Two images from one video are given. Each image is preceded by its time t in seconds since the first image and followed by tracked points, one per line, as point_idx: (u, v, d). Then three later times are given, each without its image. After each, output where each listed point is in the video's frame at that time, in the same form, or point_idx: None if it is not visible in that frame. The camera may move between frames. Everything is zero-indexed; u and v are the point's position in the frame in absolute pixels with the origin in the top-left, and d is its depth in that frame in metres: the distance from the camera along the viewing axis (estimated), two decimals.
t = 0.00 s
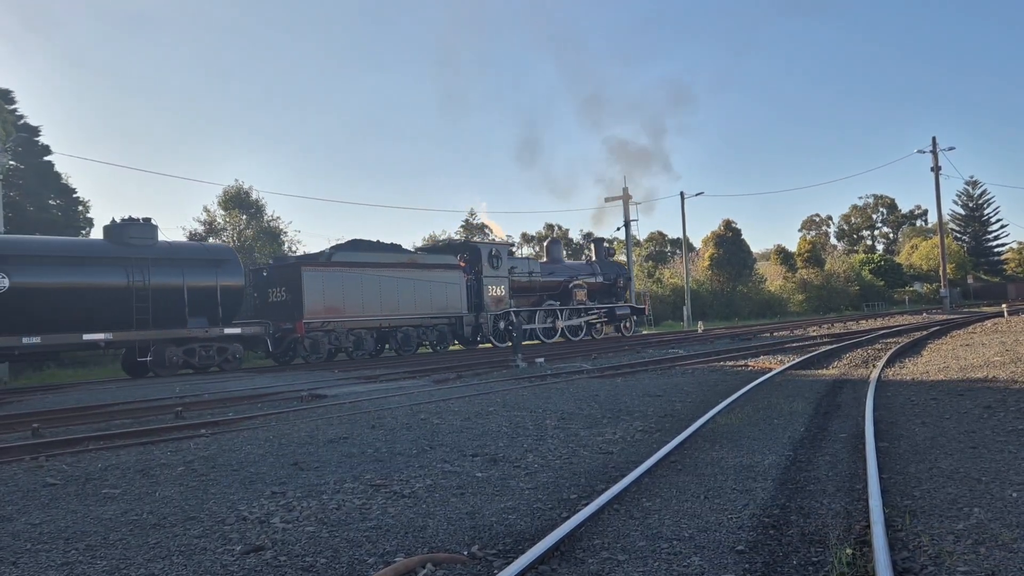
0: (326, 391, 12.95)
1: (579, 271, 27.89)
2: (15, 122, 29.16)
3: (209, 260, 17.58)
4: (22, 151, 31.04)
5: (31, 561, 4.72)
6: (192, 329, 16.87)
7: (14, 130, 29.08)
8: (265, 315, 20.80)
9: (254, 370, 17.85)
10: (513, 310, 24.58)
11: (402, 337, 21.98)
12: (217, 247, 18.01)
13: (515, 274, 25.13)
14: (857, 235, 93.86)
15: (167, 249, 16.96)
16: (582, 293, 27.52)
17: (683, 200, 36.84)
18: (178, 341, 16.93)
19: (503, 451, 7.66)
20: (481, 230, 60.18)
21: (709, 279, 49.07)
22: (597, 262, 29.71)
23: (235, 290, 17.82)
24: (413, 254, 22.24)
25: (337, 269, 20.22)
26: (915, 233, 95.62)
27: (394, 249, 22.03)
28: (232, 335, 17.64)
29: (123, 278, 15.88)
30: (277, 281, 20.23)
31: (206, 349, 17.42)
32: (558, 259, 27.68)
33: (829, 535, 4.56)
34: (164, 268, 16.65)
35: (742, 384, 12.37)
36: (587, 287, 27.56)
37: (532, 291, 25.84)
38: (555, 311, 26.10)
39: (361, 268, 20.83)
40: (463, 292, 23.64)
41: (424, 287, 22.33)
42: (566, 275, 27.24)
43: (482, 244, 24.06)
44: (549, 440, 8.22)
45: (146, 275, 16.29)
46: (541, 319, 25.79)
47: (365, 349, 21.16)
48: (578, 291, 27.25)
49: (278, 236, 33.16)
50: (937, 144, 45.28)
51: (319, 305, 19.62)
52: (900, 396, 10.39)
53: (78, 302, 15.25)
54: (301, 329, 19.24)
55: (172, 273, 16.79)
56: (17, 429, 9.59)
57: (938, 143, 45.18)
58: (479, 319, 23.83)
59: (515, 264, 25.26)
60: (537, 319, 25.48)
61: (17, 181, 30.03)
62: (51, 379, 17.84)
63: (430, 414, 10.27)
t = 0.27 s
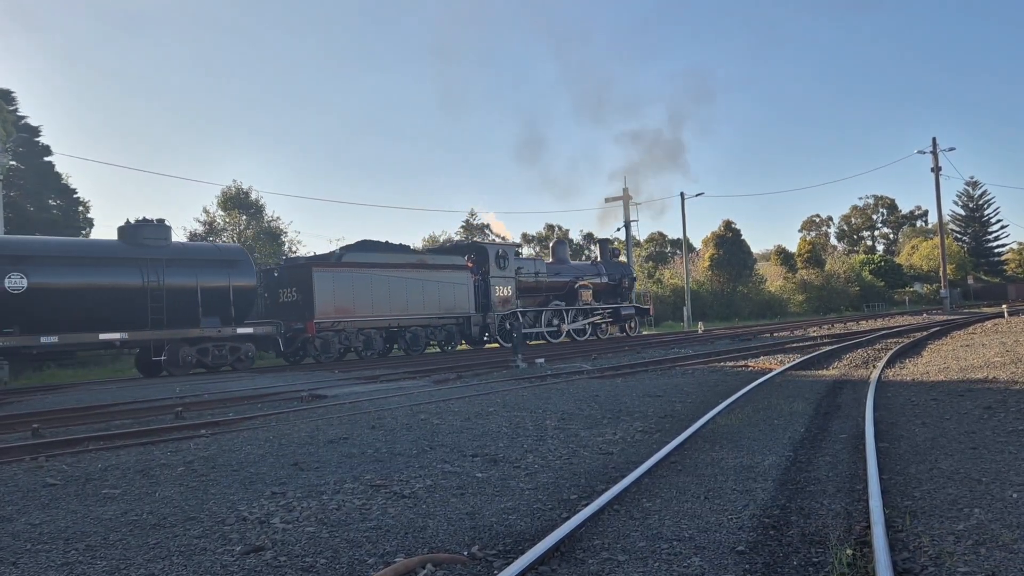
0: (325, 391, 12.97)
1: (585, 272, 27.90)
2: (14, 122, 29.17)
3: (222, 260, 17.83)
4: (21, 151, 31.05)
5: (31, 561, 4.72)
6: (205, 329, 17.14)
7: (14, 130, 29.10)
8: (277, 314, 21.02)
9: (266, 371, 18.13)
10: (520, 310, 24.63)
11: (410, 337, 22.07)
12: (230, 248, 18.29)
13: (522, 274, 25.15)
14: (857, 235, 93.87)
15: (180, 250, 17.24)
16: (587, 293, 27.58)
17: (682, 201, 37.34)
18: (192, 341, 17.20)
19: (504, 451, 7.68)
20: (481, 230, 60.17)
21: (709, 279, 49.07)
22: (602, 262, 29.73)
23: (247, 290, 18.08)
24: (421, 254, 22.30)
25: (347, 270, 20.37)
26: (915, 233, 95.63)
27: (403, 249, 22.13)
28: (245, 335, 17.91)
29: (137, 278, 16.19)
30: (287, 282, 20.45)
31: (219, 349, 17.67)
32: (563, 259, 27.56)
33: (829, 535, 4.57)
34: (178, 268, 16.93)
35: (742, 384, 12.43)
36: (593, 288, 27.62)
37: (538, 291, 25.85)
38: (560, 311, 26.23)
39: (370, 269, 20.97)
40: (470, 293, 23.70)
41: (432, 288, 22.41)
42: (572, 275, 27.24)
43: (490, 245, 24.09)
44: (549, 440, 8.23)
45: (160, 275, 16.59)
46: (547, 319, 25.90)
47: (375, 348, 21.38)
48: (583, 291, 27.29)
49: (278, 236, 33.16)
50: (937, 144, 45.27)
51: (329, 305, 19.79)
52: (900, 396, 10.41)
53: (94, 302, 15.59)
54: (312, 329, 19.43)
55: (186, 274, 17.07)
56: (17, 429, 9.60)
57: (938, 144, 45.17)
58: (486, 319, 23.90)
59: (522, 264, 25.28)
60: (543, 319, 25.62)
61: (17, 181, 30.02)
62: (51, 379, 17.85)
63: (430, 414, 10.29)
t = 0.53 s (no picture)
0: (326, 391, 13.00)
1: (590, 272, 28.07)
2: (15, 123, 29.20)
3: (234, 261, 18.10)
4: (21, 151, 31.07)
5: (31, 562, 4.73)
6: (218, 329, 17.35)
7: (15, 130, 29.13)
8: (287, 314, 21.16)
9: (278, 370, 18.35)
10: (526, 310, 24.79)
11: (419, 336, 22.21)
12: (242, 249, 18.55)
13: (529, 274, 25.31)
14: (857, 236, 93.86)
15: (194, 251, 17.49)
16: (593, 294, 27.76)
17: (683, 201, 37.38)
18: (205, 341, 17.40)
19: (504, 451, 7.68)
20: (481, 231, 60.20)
21: (709, 280, 49.10)
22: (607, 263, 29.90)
23: (259, 290, 18.31)
24: (430, 255, 22.47)
25: (357, 270, 20.47)
26: (915, 233, 95.61)
27: (412, 250, 22.26)
28: (257, 335, 18.11)
29: (152, 278, 16.43)
30: (298, 282, 20.57)
31: (232, 348, 17.87)
32: (569, 260, 27.78)
33: (829, 535, 4.57)
34: (191, 269, 17.18)
35: (742, 384, 12.44)
36: (598, 288, 27.81)
37: (544, 292, 26.00)
38: (566, 312, 26.36)
39: (380, 270, 21.08)
40: (478, 293, 23.85)
41: (441, 288, 22.54)
42: (577, 275, 27.43)
43: (497, 245, 24.26)
44: (549, 440, 8.24)
45: (174, 276, 16.82)
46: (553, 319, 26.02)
47: (384, 348, 21.46)
48: (589, 292, 27.46)
49: (278, 237, 33.18)
50: (937, 144, 45.26)
51: (340, 305, 19.87)
52: (900, 397, 10.41)
53: (111, 302, 15.80)
54: (323, 329, 19.48)
55: (200, 275, 17.31)
56: (18, 429, 9.61)
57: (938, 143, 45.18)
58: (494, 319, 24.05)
59: (528, 265, 25.47)
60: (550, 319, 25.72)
61: (16, 181, 30.06)
62: (52, 380, 17.89)
63: (430, 414, 10.30)
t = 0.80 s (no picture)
0: (326, 391, 13.00)
1: (595, 272, 28.17)
2: (15, 123, 29.20)
3: (247, 261, 18.44)
4: (21, 151, 31.06)
5: (31, 562, 4.72)
6: (232, 327, 17.63)
7: (15, 130, 29.12)
8: (297, 314, 21.29)
9: (290, 369, 18.56)
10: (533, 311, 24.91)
11: (428, 336, 22.40)
12: (254, 250, 18.95)
13: (535, 275, 25.43)
14: (858, 236, 93.84)
15: (208, 251, 17.85)
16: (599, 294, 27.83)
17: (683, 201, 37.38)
18: (219, 340, 17.65)
19: (504, 451, 7.68)
20: (481, 231, 60.17)
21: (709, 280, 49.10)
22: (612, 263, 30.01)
23: (270, 290, 18.65)
24: (439, 255, 22.66)
25: (367, 271, 20.62)
26: (916, 233, 95.57)
27: (421, 251, 22.43)
28: (270, 334, 18.41)
29: (168, 278, 16.74)
30: (309, 282, 20.70)
31: (245, 348, 18.12)
32: (574, 261, 27.90)
33: (830, 536, 4.56)
34: (205, 269, 17.51)
35: (742, 385, 12.44)
36: (604, 288, 27.91)
37: (550, 292, 26.13)
38: (572, 312, 26.45)
39: (389, 270, 21.23)
40: (485, 293, 24.00)
41: (449, 288, 22.70)
42: (583, 275, 27.53)
43: (505, 246, 24.37)
44: (549, 441, 8.23)
45: (189, 276, 17.15)
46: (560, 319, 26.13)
47: (394, 347, 21.60)
48: (595, 292, 27.51)
49: (278, 237, 33.17)
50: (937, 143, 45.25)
51: (351, 305, 20.01)
52: (900, 397, 10.41)
53: (127, 301, 16.08)
54: (334, 328, 19.60)
55: (214, 275, 17.64)
56: (18, 429, 9.61)
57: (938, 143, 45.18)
58: (501, 319, 24.21)
59: (534, 265, 25.61)
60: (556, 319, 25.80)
61: (16, 181, 30.06)
62: (53, 380, 17.92)
63: (430, 414, 10.30)
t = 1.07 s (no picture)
0: (326, 391, 12.99)
1: (600, 272, 28.25)
2: (15, 122, 29.19)
3: (259, 261, 18.76)
4: (21, 151, 31.04)
5: (31, 561, 4.72)
6: (244, 327, 17.99)
7: (15, 130, 29.11)
8: (308, 313, 21.52)
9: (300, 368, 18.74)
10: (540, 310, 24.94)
11: (437, 335, 22.67)
12: (266, 249, 19.26)
13: (541, 275, 25.52)
14: (858, 236, 93.85)
15: (221, 251, 18.16)
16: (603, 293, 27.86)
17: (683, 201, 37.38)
18: (231, 338, 17.96)
19: (504, 451, 7.68)
20: (481, 230, 60.15)
21: (709, 280, 49.09)
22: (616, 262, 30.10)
23: (281, 289, 18.99)
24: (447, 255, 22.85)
25: (376, 271, 20.85)
26: (915, 233, 95.59)
27: (429, 251, 22.62)
28: (281, 332, 18.66)
29: (182, 278, 17.08)
30: (320, 281, 20.93)
31: (257, 346, 18.40)
32: (580, 260, 28.00)
33: (829, 535, 4.56)
34: (218, 269, 17.83)
35: (742, 384, 12.45)
36: (609, 287, 27.98)
37: (556, 291, 26.20)
38: (577, 311, 26.48)
39: (398, 270, 21.47)
40: (492, 293, 24.14)
41: (457, 287, 22.90)
42: (588, 275, 27.62)
43: (511, 246, 24.49)
44: (549, 440, 8.23)
45: (202, 276, 17.49)
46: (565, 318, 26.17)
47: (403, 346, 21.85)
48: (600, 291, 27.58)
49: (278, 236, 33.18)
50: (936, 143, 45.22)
51: (360, 305, 20.25)
52: (900, 397, 10.41)
53: (142, 301, 16.44)
54: (344, 327, 19.82)
55: (227, 274, 17.97)
56: (18, 429, 9.60)
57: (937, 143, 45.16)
58: (508, 319, 24.31)
59: (540, 265, 25.69)
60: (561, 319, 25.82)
61: (16, 181, 30.04)
62: (54, 379, 17.94)
63: (430, 414, 10.31)
